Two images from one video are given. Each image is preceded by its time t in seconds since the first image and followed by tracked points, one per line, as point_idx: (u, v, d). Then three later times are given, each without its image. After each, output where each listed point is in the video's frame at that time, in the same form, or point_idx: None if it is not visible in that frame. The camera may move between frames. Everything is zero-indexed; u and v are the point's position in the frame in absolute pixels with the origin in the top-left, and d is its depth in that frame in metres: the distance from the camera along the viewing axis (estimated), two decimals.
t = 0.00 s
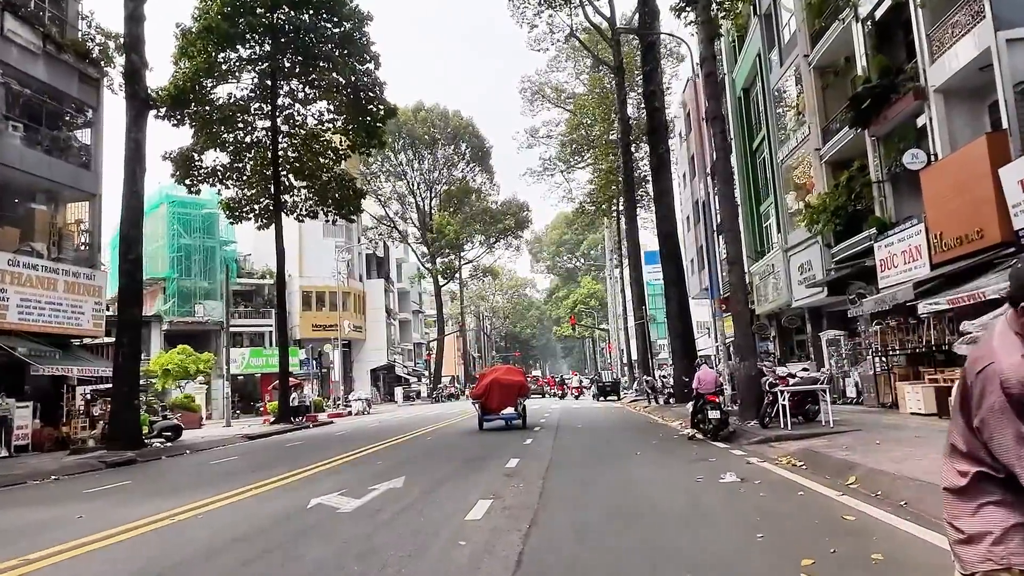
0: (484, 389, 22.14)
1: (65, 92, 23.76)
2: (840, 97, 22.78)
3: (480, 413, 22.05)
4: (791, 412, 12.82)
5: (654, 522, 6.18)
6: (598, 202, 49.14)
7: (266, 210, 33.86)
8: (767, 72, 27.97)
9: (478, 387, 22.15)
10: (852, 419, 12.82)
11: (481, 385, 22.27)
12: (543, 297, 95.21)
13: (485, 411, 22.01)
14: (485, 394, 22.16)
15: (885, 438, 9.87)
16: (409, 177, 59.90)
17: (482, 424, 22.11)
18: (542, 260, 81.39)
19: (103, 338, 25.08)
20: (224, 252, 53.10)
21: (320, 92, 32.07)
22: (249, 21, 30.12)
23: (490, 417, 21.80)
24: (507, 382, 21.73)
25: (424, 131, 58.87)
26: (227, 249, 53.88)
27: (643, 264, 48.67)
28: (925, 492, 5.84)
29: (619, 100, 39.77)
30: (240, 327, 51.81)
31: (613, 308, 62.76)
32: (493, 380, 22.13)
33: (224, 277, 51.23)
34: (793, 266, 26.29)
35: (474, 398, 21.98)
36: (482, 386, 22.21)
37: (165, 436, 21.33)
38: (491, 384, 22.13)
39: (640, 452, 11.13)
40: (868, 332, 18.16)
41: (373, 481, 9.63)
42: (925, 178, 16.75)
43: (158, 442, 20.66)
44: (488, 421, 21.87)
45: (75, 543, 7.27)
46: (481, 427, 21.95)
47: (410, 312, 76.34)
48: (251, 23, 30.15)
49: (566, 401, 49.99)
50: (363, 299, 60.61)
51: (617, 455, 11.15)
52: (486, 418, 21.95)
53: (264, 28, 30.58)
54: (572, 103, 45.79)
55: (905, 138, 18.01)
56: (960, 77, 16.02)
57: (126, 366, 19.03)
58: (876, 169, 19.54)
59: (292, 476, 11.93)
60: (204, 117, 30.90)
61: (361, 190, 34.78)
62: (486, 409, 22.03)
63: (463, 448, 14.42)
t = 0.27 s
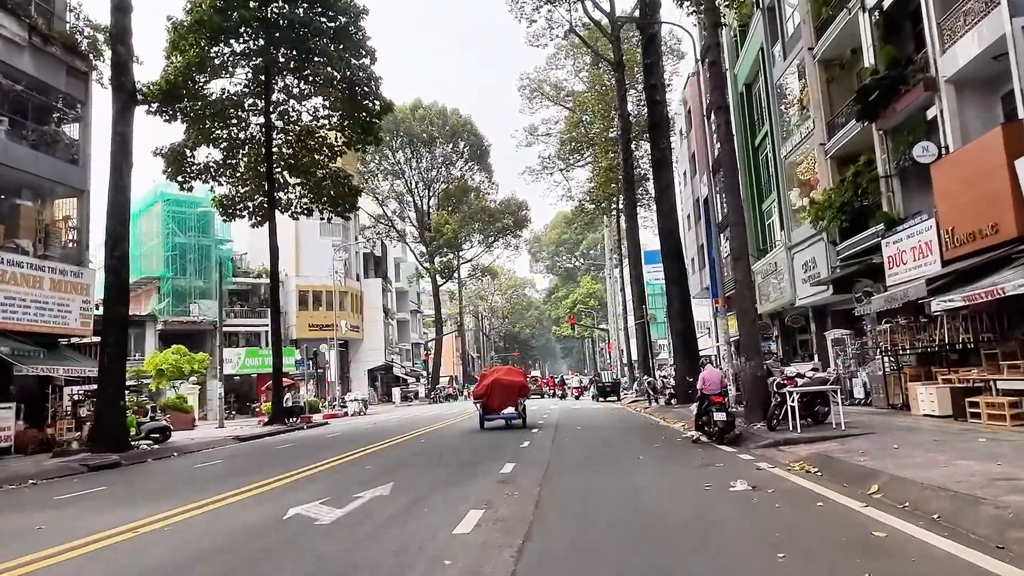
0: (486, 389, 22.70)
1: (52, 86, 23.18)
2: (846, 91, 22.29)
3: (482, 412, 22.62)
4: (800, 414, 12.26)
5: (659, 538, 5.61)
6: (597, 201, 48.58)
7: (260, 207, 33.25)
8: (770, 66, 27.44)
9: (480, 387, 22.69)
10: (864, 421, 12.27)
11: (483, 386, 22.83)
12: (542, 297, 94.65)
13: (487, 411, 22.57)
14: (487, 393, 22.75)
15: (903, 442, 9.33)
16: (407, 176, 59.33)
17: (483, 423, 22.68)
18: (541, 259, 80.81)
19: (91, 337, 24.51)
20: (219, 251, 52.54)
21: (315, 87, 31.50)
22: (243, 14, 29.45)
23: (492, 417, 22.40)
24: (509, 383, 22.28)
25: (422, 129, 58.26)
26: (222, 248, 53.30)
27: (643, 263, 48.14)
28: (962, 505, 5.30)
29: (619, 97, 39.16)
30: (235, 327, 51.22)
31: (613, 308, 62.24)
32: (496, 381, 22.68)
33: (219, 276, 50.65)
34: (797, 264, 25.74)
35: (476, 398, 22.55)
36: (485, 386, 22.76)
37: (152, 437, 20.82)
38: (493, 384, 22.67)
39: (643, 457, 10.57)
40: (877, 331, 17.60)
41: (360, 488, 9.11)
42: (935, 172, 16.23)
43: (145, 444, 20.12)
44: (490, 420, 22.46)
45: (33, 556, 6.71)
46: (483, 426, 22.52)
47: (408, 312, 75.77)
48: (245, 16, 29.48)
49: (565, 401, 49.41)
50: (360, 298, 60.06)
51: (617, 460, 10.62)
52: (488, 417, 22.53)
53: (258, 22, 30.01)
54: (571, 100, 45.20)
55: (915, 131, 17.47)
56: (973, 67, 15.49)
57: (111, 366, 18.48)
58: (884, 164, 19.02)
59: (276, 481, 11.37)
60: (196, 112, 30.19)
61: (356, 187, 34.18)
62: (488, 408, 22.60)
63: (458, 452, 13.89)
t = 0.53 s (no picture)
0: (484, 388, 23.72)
1: (36, 78, 22.60)
2: (851, 84, 21.84)
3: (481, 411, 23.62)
4: (808, 415, 11.73)
5: (662, 553, 5.10)
6: (596, 199, 48.07)
7: (253, 205, 32.81)
8: (772, 60, 26.90)
9: (478, 387, 23.68)
10: (875, 422, 11.75)
11: (482, 385, 23.83)
12: (541, 297, 94.08)
13: (484, 410, 23.57)
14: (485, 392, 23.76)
15: (918, 444, 8.83)
16: (404, 174, 58.75)
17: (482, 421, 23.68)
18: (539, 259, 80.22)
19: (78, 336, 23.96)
20: (214, 250, 51.97)
21: (308, 82, 30.93)
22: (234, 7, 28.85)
23: (490, 415, 23.36)
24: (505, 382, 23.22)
25: (419, 127, 57.62)
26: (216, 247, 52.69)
27: (642, 262, 47.61)
28: (999, 518, 4.78)
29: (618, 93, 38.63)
30: (229, 326, 50.60)
31: (612, 308, 61.72)
32: (493, 380, 23.65)
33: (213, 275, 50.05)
34: (800, 262, 25.23)
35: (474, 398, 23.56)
36: (483, 386, 23.77)
37: (138, 440, 20.23)
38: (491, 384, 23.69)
39: (643, 462, 10.04)
40: (884, 330, 17.08)
41: (344, 495, 8.62)
42: (944, 166, 15.72)
43: (130, 446, 19.61)
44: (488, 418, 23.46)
45: None
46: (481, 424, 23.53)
47: (405, 311, 75.17)
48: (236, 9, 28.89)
49: (563, 401, 48.87)
50: (357, 298, 59.50)
51: (616, 463, 10.12)
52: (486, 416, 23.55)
53: (250, 15, 29.40)
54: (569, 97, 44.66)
55: (923, 123, 16.96)
56: (985, 56, 14.98)
57: (93, 367, 17.93)
58: (890, 158, 18.51)
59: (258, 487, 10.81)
60: (187, 108, 29.62)
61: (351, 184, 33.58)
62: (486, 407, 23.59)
63: (450, 454, 13.38)
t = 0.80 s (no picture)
0: (481, 388, 23.60)
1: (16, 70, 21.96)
2: (850, 78, 21.47)
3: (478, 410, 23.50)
4: (813, 417, 11.22)
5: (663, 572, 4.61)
6: (591, 197, 47.57)
7: (242, 201, 32.35)
8: (770, 54, 26.41)
9: (475, 387, 23.58)
10: (882, 424, 11.24)
11: (478, 385, 23.71)
12: (537, 296, 93.54)
13: (482, 409, 23.45)
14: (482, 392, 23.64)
15: (931, 447, 8.33)
16: (397, 172, 58.13)
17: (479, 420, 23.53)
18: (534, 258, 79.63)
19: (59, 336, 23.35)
20: (204, 248, 51.32)
21: (298, 76, 30.35)
22: None
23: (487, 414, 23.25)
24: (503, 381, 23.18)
25: (413, 124, 57.01)
26: (207, 245, 52.00)
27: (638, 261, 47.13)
28: None
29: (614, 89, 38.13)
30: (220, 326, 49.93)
31: (607, 308, 61.20)
32: (490, 380, 23.58)
33: (204, 274, 49.39)
34: (799, 259, 24.76)
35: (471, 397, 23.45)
36: (480, 385, 23.66)
37: (120, 441, 19.77)
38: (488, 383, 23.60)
39: (640, 467, 9.52)
40: (887, 328, 16.61)
41: (323, 502, 8.11)
42: (949, 159, 15.24)
43: (112, 449, 19.05)
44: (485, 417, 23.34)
45: None
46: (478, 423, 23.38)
47: (399, 311, 74.56)
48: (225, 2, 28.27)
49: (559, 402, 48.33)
50: (350, 297, 58.89)
51: (612, 468, 9.62)
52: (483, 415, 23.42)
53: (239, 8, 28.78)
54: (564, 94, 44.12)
55: (927, 116, 16.48)
56: (992, 46, 14.50)
57: (72, 367, 17.35)
58: (893, 151, 18.04)
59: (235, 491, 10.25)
60: (174, 102, 28.99)
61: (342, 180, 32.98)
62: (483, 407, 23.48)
63: (440, 457, 12.88)
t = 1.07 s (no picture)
0: (472, 387, 23.20)
1: None
2: (844, 71, 21.14)
3: (469, 410, 23.06)
4: (811, 418, 10.74)
5: None
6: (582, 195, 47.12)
7: (226, 196, 31.71)
8: (764, 49, 25.97)
9: (466, 387, 23.18)
10: (884, 426, 10.77)
11: (469, 385, 23.29)
12: (528, 296, 93.06)
13: (473, 409, 23.02)
14: (473, 391, 23.23)
15: (940, 451, 7.87)
16: (387, 170, 57.49)
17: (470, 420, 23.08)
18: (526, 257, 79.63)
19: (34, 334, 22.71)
20: (190, 246, 50.54)
21: (284, 70, 29.69)
22: None
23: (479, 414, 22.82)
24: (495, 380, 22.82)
25: (402, 122, 56.35)
26: (192, 243, 51.18)
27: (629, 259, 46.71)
28: None
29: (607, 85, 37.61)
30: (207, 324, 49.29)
31: (599, 307, 60.77)
32: (482, 379, 23.21)
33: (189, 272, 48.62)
34: (793, 257, 24.34)
35: (462, 396, 23.02)
36: (471, 385, 23.25)
37: (94, 443, 19.19)
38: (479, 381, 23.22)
39: (631, 471, 9.02)
40: (884, 327, 16.19)
41: (292, 509, 7.57)
42: (949, 152, 14.82)
43: (86, 450, 18.45)
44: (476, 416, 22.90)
45: None
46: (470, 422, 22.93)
47: (388, 310, 73.90)
48: None
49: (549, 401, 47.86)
50: (338, 296, 58.24)
51: (602, 472, 9.13)
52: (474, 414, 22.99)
53: None
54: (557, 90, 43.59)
55: (926, 108, 16.07)
56: (994, 36, 14.09)
57: (43, 366, 16.76)
58: (890, 145, 17.62)
59: (205, 495, 9.69)
60: (156, 95, 28.02)
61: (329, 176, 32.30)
62: (474, 406, 23.05)
63: (423, 459, 12.36)
